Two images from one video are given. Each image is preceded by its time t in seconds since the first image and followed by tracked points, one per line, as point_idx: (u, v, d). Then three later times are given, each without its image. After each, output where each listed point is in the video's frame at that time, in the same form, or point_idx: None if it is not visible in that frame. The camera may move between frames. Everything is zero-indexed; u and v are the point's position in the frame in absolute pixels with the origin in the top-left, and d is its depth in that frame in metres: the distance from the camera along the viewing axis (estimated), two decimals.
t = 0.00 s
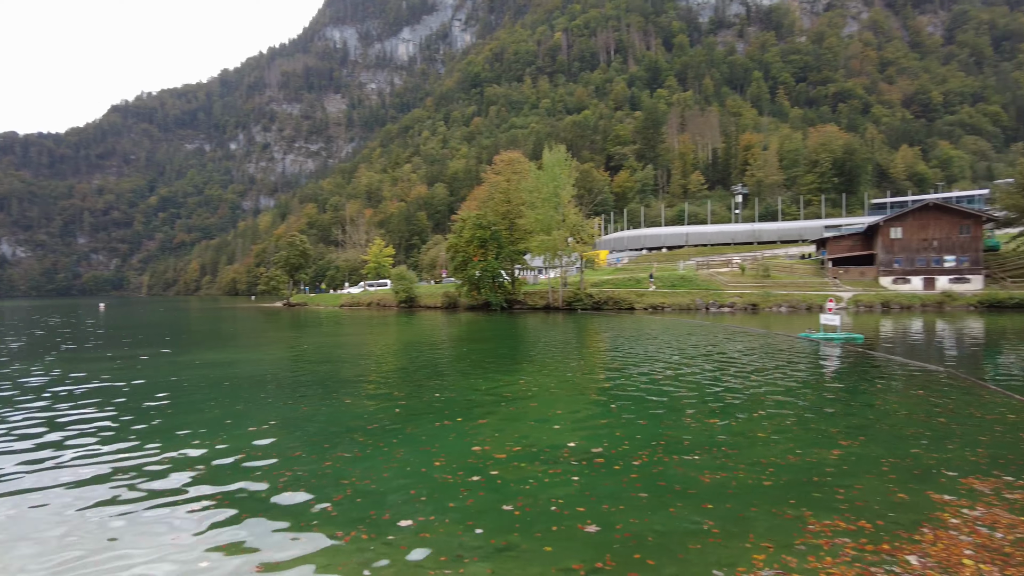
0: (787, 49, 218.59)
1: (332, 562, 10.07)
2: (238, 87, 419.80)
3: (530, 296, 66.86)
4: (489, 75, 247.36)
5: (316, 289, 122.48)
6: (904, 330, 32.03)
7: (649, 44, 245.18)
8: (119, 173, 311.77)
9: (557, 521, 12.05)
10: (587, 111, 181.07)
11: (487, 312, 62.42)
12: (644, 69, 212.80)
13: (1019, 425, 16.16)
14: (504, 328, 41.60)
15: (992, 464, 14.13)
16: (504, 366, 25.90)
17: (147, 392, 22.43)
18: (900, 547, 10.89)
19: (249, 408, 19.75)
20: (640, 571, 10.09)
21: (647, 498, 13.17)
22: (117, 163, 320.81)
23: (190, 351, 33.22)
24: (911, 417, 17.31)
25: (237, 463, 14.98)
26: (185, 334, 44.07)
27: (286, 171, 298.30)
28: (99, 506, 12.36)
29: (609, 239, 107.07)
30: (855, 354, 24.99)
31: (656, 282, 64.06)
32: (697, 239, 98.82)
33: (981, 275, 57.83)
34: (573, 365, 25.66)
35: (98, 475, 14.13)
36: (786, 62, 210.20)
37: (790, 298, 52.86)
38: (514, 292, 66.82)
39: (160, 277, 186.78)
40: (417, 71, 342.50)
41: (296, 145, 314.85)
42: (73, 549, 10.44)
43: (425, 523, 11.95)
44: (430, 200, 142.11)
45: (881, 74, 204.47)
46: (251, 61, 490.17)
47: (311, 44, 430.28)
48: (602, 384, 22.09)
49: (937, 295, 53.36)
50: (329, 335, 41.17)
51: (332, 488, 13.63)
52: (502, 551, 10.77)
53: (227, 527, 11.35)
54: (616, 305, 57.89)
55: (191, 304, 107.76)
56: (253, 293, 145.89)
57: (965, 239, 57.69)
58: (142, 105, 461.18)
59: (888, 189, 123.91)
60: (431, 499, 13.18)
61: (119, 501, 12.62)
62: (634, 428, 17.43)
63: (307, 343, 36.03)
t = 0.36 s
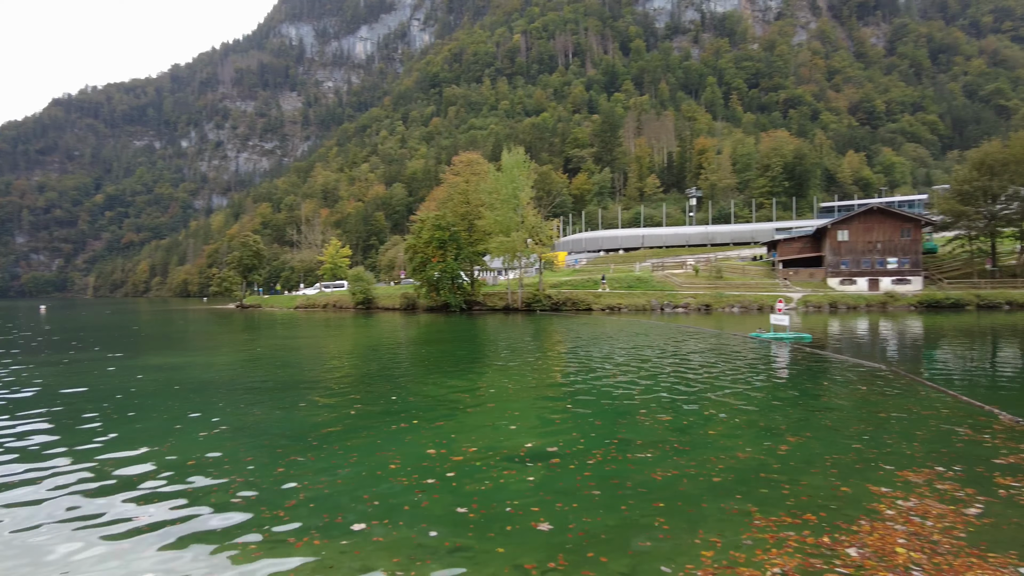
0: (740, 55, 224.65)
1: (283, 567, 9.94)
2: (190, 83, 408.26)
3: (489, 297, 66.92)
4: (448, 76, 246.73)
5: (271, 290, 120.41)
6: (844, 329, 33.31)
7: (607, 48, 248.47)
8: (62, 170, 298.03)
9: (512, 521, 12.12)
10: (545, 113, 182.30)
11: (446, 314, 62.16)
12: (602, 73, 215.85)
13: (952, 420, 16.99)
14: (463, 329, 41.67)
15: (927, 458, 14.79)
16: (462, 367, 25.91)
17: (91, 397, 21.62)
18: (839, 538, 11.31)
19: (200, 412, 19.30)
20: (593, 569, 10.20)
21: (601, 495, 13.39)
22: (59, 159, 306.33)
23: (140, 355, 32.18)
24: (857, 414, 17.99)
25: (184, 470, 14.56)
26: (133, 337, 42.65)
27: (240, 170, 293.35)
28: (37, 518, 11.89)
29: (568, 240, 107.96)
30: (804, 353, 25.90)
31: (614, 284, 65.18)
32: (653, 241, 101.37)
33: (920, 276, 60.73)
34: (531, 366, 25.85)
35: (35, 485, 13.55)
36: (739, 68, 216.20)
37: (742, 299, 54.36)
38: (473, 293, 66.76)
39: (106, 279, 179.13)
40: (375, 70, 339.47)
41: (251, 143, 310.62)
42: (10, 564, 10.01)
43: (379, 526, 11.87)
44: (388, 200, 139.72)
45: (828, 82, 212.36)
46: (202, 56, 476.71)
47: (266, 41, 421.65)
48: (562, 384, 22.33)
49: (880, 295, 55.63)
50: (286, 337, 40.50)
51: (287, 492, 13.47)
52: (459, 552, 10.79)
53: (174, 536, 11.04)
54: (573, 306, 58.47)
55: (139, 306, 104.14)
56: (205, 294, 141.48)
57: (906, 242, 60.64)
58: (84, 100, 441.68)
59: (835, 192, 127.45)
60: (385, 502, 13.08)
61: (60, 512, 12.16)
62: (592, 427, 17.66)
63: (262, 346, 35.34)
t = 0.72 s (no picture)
0: (699, 60, 229.18)
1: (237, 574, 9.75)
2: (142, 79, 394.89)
3: (452, 298, 66.64)
4: (411, 75, 245.10)
5: (228, 291, 117.65)
6: (796, 329, 34.18)
7: (568, 50, 250.10)
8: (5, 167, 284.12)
9: (470, 522, 12.10)
10: (508, 114, 182.51)
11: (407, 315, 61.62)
12: (564, 75, 217.75)
13: (897, 415, 17.68)
14: (425, 330, 41.51)
15: (874, 453, 15.31)
16: (424, 369, 25.82)
17: (33, 403, 20.76)
18: (790, 532, 11.61)
19: (151, 417, 18.76)
20: (549, 567, 10.27)
21: (560, 495, 13.46)
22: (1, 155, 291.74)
23: (89, 358, 31.06)
24: (809, 411, 18.56)
25: (133, 477, 14.07)
26: (80, 340, 41.10)
27: (197, 168, 285.50)
28: None
29: (531, 242, 108.26)
30: (759, 353, 26.56)
31: (576, 284, 65.81)
32: (614, 242, 102.78)
33: (871, 277, 63.19)
34: (493, 366, 25.92)
35: None
36: (698, 73, 220.51)
37: (699, 299, 55.53)
38: (435, 294, 66.40)
39: (53, 279, 171.61)
40: (336, 68, 334.70)
41: (208, 141, 303.27)
42: None
43: (336, 530, 11.70)
44: (349, 200, 138.45)
45: (783, 88, 218.32)
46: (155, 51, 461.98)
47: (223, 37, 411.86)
48: (524, 384, 22.46)
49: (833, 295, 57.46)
50: (244, 339, 39.66)
51: (240, 497, 13.16)
52: (417, 554, 10.73)
53: (123, 546, 10.67)
54: (536, 307, 58.76)
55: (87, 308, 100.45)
56: (159, 295, 137.18)
57: (857, 244, 62.98)
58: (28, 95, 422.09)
59: (791, 195, 131.42)
60: (343, 505, 12.90)
61: None
62: (553, 427, 17.78)
63: (219, 348, 34.55)
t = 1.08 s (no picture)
0: (664, 64, 232.40)
1: None
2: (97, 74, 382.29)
3: (419, 298, 66.29)
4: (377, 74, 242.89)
5: (189, 291, 115.09)
6: (757, 328, 34.82)
7: (536, 51, 251.07)
8: None
9: (432, 523, 12.10)
10: (475, 114, 182.31)
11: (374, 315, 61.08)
12: (531, 76, 218.60)
13: (851, 412, 18.22)
14: (391, 331, 41.24)
15: (830, 449, 15.79)
16: (390, 369, 25.62)
17: None
18: (747, 528, 11.88)
19: (107, 421, 18.28)
20: (510, 567, 10.32)
21: (523, 493, 13.55)
22: None
23: (41, 361, 30.04)
24: (768, 409, 18.99)
25: (84, 482, 13.74)
26: (31, 343, 39.65)
27: (157, 165, 277.46)
28: None
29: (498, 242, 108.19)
30: (721, 352, 27.02)
31: (543, 285, 66.15)
32: (581, 243, 103.58)
33: (830, 278, 64.95)
34: (461, 367, 25.88)
35: None
36: (663, 76, 223.30)
37: (663, 299, 56.47)
38: (402, 294, 65.98)
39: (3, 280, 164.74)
40: (301, 65, 329.67)
41: (168, 138, 296.43)
42: None
43: (296, 532, 11.58)
44: (313, 198, 136.84)
45: (746, 92, 222.90)
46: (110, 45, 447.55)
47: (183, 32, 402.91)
48: (489, 385, 22.44)
49: (793, 296, 58.90)
50: (206, 341, 38.76)
51: (198, 501, 12.91)
52: (378, 554, 10.72)
53: (74, 555, 10.43)
54: (504, 307, 58.91)
55: (38, 309, 96.92)
56: (117, 295, 133.22)
57: (816, 245, 64.73)
58: None
59: (753, 197, 134.26)
60: (303, 508, 12.76)
61: None
62: (516, 427, 17.86)
63: (179, 349, 33.77)
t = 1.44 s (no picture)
0: (631, 67, 235.11)
1: None
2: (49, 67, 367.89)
3: (385, 299, 65.81)
4: (344, 72, 239.95)
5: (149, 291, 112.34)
6: (720, 328, 35.35)
7: (503, 52, 251.04)
8: None
9: (393, 524, 12.05)
10: (442, 114, 181.54)
11: (339, 316, 60.45)
12: (499, 77, 218.67)
13: (809, 410, 18.70)
14: (357, 332, 40.84)
15: (787, 445, 16.18)
16: (355, 371, 25.38)
17: None
18: (704, 524, 12.11)
19: (58, 426, 17.69)
20: (471, 567, 10.35)
21: (484, 494, 13.59)
22: None
23: None
24: (729, 407, 19.37)
25: (34, 489, 13.35)
26: None
27: (115, 162, 268.44)
28: None
29: (465, 242, 107.78)
30: (685, 352, 27.39)
31: (511, 285, 66.27)
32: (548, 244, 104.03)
33: (790, 279, 66.27)
34: (428, 368, 25.76)
35: None
36: (630, 79, 225.51)
37: (629, 300, 57.27)
38: (368, 295, 65.41)
39: None
40: (265, 62, 323.41)
41: (127, 134, 287.21)
42: None
43: (255, 535, 11.44)
44: (277, 197, 134.94)
45: (710, 95, 226.57)
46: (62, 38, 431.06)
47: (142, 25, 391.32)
48: (455, 387, 22.40)
49: (755, 296, 60.11)
50: (165, 343, 37.83)
51: (154, 506, 12.69)
52: (339, 556, 10.66)
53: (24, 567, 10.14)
54: (472, 308, 58.92)
55: None
56: (73, 296, 129.12)
57: (777, 246, 66.17)
58: None
59: (716, 199, 136.78)
60: (263, 511, 12.62)
61: None
62: (482, 427, 17.89)
63: (137, 352, 32.91)
